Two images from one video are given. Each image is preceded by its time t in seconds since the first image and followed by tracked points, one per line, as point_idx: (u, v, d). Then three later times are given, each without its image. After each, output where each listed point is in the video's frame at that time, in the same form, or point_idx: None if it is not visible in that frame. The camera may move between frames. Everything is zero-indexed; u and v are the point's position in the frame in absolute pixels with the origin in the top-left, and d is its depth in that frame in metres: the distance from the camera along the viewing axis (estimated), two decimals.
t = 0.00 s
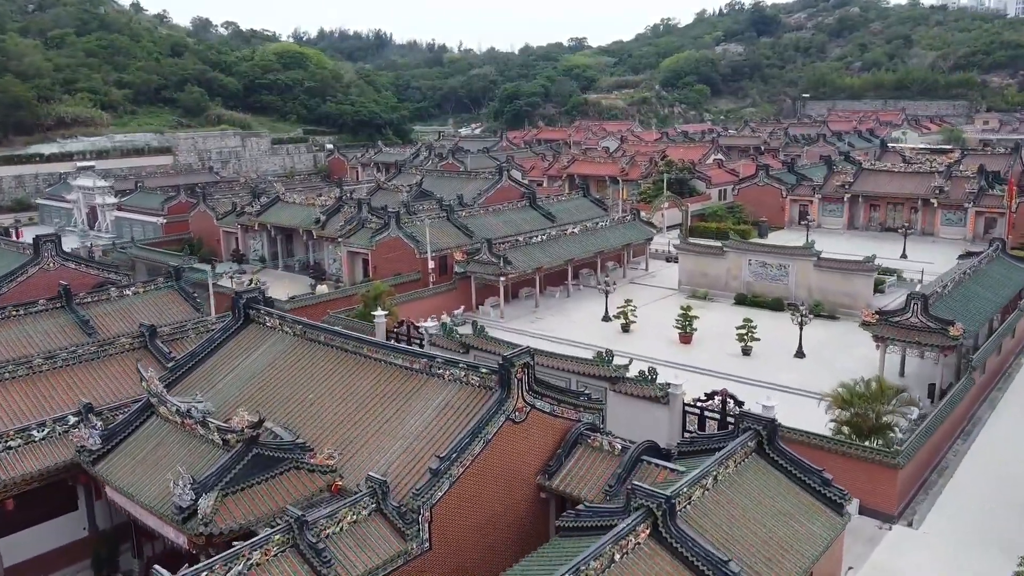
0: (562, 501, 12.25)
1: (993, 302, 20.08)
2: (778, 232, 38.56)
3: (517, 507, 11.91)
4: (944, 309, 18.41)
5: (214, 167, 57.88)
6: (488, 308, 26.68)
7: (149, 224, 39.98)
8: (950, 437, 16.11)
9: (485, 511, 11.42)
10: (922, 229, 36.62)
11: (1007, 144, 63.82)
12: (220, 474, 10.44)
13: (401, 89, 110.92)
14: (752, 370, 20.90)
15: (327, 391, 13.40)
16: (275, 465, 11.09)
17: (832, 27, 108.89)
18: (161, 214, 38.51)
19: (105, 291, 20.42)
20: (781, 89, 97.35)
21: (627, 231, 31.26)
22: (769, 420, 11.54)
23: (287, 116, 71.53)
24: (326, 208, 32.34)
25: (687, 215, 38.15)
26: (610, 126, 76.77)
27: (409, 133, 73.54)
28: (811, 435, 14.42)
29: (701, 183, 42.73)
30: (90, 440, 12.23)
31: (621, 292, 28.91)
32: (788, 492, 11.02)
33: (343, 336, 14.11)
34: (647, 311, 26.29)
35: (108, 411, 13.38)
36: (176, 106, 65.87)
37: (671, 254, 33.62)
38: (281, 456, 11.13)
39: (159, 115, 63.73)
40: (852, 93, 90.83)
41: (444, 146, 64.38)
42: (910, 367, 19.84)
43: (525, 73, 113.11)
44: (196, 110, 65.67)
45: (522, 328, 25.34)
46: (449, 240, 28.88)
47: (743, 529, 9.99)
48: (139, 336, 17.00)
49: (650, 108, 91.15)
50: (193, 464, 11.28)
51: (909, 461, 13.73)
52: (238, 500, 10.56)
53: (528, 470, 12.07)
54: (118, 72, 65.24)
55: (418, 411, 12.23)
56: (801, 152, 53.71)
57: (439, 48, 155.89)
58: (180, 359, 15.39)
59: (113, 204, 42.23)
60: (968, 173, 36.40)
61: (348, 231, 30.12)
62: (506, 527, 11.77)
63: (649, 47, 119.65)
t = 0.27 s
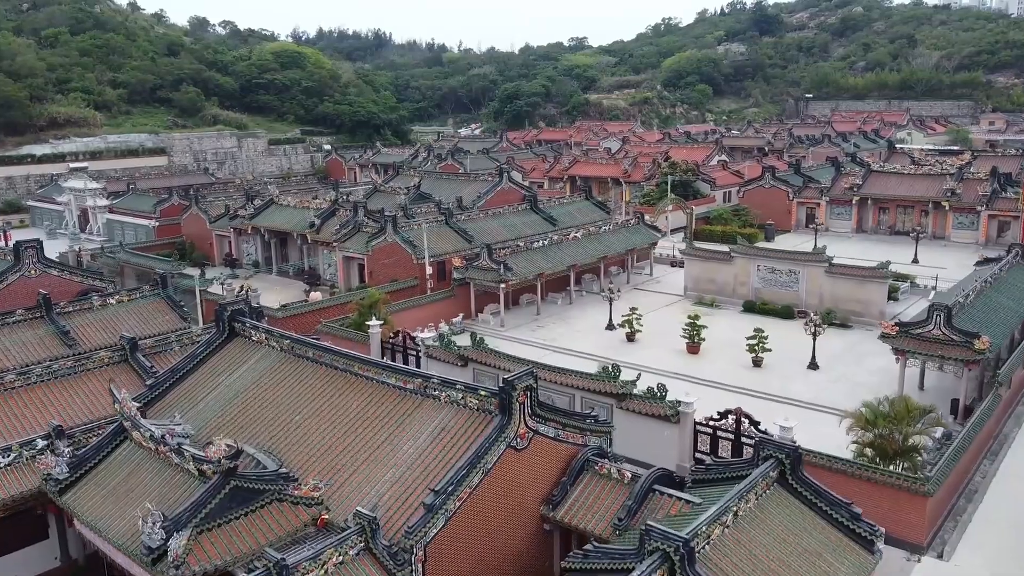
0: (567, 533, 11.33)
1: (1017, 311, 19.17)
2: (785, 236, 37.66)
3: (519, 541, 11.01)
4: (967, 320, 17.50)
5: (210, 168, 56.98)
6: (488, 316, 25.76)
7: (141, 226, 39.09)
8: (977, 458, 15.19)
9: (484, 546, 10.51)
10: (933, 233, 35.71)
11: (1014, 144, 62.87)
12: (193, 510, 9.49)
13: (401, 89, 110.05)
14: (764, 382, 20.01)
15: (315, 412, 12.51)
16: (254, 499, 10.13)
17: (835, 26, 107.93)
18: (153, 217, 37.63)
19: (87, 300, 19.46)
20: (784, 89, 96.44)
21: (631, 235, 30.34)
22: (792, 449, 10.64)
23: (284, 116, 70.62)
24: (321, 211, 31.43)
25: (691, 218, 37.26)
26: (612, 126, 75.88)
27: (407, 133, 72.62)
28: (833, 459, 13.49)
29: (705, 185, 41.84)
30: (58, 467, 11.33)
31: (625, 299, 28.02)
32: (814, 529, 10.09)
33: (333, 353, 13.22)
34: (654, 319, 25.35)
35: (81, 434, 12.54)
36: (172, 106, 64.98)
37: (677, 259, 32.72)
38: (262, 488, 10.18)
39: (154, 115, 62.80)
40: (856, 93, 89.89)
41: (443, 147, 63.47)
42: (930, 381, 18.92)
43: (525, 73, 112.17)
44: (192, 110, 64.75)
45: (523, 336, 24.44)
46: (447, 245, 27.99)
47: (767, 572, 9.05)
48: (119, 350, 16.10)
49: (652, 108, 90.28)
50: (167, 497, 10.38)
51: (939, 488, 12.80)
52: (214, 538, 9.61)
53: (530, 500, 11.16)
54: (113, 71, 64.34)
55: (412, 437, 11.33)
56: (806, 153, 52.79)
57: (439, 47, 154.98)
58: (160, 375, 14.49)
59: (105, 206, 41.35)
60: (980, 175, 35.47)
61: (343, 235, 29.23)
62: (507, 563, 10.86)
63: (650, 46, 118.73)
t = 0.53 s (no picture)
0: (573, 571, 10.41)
1: None
2: (793, 240, 36.75)
3: None
4: (993, 333, 16.60)
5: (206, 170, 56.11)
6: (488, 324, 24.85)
7: (132, 230, 38.19)
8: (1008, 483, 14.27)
9: None
10: (945, 237, 34.81)
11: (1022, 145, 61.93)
12: (162, 554, 8.34)
13: (400, 89, 109.17)
14: (777, 396, 19.08)
15: (300, 438, 11.59)
16: (230, 539, 8.97)
17: (838, 26, 106.99)
18: (144, 220, 36.72)
19: (68, 309, 18.41)
20: (787, 89, 95.51)
21: (635, 240, 29.41)
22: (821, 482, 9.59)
23: (281, 117, 69.68)
24: (316, 215, 30.51)
25: (696, 221, 36.36)
26: (613, 126, 74.98)
27: (407, 134, 71.69)
28: (857, 487, 12.60)
29: (710, 187, 40.93)
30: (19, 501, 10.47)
31: (630, 306, 27.09)
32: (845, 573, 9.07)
33: (320, 372, 12.31)
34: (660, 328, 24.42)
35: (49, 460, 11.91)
36: (167, 106, 64.06)
37: (682, 264, 31.81)
38: (239, 526, 9.01)
39: (149, 116, 61.89)
40: (860, 93, 88.96)
41: (442, 148, 62.57)
42: (953, 397, 18.03)
43: (525, 72, 111.24)
44: (187, 110, 63.84)
45: (524, 346, 23.53)
46: (446, 249, 27.07)
47: None
48: (96, 366, 15.14)
49: (653, 109, 89.37)
50: (135, 537, 9.44)
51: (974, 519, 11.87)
52: None
53: (533, 537, 10.24)
54: (108, 70, 63.44)
55: (404, 468, 10.41)
56: (812, 154, 51.87)
57: (439, 47, 154.10)
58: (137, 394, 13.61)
59: (96, 209, 40.45)
60: (993, 177, 34.56)
61: (338, 240, 28.32)
62: None
63: (651, 46, 117.80)
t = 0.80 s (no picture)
0: None
1: None
2: (801, 243, 35.83)
3: None
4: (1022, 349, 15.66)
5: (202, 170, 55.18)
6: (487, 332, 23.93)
7: (123, 232, 37.26)
8: None
9: None
10: (957, 241, 33.88)
11: None
12: None
13: (399, 89, 108.29)
14: (793, 412, 18.16)
15: (285, 468, 10.67)
16: None
17: (841, 25, 106.07)
18: (136, 223, 35.78)
19: (46, 320, 17.24)
20: (790, 89, 94.60)
21: (640, 244, 28.49)
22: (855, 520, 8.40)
23: (278, 117, 68.73)
24: (310, 219, 29.57)
25: (702, 224, 35.43)
26: (614, 127, 74.04)
27: (406, 134, 70.76)
28: (886, 517, 11.57)
29: (715, 190, 40.00)
30: None
31: (635, 314, 26.19)
32: None
33: (307, 394, 11.39)
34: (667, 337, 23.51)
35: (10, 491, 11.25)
36: (163, 107, 63.13)
37: (688, 269, 30.91)
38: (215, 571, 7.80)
39: (144, 116, 60.96)
40: (864, 93, 88.06)
41: (441, 148, 61.66)
42: (977, 415, 17.08)
43: (526, 72, 110.31)
44: (182, 110, 62.90)
45: (525, 356, 22.61)
46: (444, 255, 26.15)
47: None
48: (72, 384, 14.20)
49: (655, 109, 88.49)
50: None
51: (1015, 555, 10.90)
52: None
53: None
54: (102, 70, 62.50)
55: (396, 504, 9.48)
56: (817, 156, 50.98)
57: (438, 47, 153.18)
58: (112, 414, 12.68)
59: (87, 212, 39.52)
60: (1007, 180, 33.63)
61: (333, 245, 27.39)
62: None
63: (652, 45, 116.89)
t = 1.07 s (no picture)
0: None
1: None
2: (809, 247, 34.90)
3: None
4: None
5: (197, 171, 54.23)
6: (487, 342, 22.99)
7: (114, 236, 36.33)
8: None
9: None
10: (970, 245, 32.93)
11: None
12: None
13: (398, 89, 107.35)
14: (809, 429, 17.22)
15: (266, 503, 9.76)
16: None
17: (844, 25, 105.12)
18: (126, 226, 34.85)
19: (23, 332, 16.13)
20: (793, 89, 93.67)
21: (645, 249, 27.56)
22: None
23: (275, 117, 67.79)
24: (304, 222, 28.63)
25: (707, 228, 34.49)
26: (616, 127, 73.14)
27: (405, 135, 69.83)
28: (923, 554, 10.58)
29: (720, 192, 39.07)
30: None
31: (640, 322, 25.25)
32: None
33: (290, 420, 10.49)
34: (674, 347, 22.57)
35: None
36: (158, 107, 62.21)
37: (694, 274, 30.00)
38: None
39: (139, 116, 60.03)
40: (867, 93, 87.13)
41: (441, 149, 60.73)
42: (1006, 434, 16.12)
43: (526, 72, 109.36)
44: (178, 110, 61.96)
45: (526, 367, 21.68)
46: (442, 261, 25.21)
47: None
48: (43, 404, 13.27)
49: (657, 109, 87.58)
50: None
51: None
52: None
53: None
54: (96, 69, 61.58)
55: (386, 548, 8.56)
56: (824, 157, 50.05)
57: (437, 46, 152.20)
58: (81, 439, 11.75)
59: (78, 214, 38.60)
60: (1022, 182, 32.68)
61: (327, 250, 26.47)
62: None
63: (653, 45, 115.94)
